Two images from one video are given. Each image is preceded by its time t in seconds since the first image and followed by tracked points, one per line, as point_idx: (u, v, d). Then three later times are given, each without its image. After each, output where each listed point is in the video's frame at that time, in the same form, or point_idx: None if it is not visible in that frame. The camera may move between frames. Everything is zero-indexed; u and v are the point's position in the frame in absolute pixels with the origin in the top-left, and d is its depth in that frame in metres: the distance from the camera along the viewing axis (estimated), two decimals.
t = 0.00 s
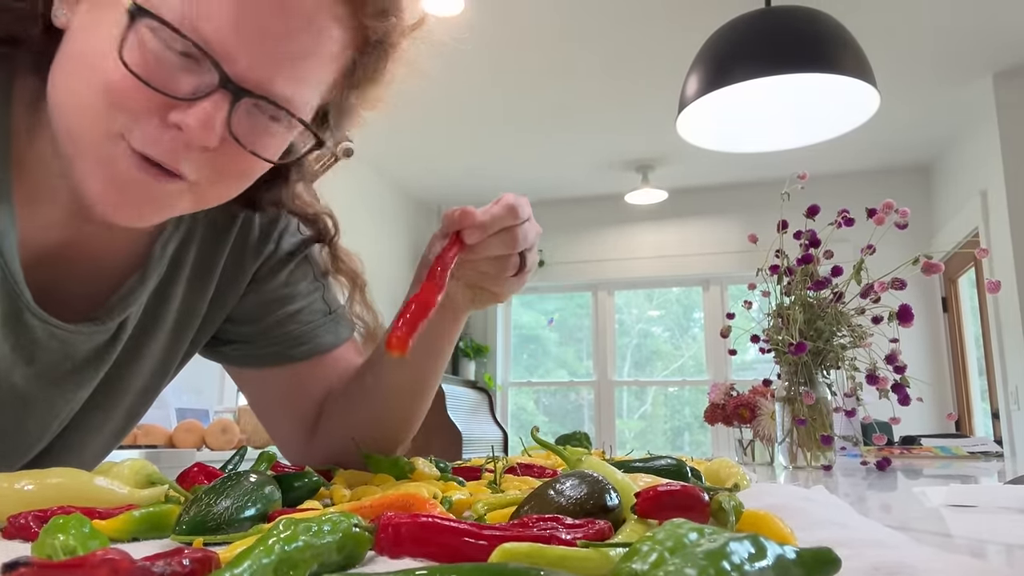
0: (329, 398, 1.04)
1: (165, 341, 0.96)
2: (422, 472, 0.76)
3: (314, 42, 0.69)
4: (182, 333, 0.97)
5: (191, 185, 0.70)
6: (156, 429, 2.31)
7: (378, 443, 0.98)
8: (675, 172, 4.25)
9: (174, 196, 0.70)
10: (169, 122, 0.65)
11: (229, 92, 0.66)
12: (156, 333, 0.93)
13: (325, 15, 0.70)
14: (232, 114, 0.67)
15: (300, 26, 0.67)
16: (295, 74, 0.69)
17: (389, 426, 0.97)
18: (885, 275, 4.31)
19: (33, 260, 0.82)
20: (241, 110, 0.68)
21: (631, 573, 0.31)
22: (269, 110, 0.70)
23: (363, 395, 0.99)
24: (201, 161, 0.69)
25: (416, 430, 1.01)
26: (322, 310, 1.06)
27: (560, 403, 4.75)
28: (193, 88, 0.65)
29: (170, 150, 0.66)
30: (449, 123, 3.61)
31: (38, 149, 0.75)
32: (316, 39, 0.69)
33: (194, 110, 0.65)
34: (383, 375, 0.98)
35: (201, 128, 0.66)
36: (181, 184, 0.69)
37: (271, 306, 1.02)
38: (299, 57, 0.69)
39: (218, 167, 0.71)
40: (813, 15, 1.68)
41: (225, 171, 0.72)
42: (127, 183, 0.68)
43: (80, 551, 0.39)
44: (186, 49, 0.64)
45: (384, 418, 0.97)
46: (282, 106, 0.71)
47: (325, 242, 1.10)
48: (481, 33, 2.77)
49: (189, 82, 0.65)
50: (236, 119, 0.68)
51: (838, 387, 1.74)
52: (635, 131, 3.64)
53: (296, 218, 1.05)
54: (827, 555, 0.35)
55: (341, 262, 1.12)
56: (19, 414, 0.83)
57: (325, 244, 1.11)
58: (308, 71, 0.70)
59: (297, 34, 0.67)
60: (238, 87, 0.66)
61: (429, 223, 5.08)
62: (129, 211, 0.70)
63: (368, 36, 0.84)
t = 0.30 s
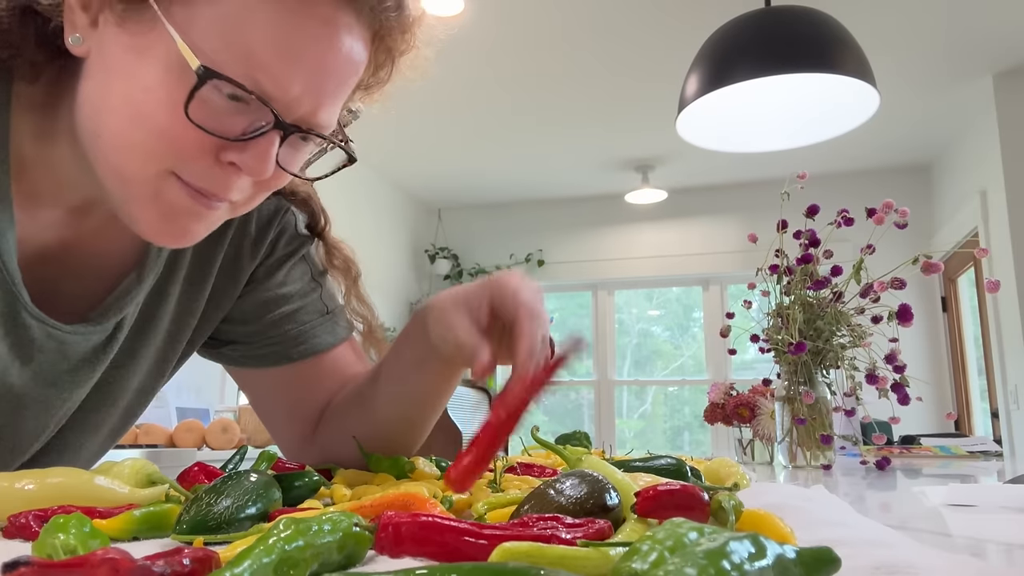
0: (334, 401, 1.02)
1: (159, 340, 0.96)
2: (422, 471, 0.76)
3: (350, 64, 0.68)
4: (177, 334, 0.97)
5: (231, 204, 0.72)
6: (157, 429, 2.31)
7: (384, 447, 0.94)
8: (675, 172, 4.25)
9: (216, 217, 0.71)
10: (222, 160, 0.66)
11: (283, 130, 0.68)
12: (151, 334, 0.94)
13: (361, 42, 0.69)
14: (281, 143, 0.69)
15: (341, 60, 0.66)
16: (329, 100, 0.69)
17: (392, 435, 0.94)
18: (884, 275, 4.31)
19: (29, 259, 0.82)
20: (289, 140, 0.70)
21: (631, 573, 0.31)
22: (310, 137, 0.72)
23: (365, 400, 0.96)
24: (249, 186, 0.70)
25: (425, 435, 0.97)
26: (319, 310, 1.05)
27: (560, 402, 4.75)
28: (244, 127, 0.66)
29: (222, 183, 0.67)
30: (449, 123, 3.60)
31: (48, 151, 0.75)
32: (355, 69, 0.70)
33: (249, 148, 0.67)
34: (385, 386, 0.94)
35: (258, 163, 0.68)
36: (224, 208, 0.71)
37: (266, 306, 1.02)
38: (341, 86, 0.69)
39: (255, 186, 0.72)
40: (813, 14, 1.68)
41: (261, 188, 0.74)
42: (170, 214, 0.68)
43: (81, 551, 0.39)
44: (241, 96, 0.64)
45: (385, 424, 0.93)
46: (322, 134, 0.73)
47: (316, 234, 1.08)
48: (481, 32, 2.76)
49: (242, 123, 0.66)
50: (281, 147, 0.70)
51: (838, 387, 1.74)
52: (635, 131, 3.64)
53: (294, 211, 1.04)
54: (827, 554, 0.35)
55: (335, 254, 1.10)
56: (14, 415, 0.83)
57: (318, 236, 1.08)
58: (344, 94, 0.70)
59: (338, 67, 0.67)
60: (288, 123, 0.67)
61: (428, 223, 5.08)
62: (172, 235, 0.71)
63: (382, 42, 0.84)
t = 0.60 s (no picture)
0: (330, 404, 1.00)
1: (156, 339, 0.96)
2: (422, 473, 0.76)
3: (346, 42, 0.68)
4: (173, 335, 0.98)
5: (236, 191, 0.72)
6: (157, 429, 2.31)
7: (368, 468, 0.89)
8: (675, 173, 4.25)
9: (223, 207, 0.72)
10: (228, 149, 0.66)
11: (284, 114, 0.68)
12: (148, 334, 0.94)
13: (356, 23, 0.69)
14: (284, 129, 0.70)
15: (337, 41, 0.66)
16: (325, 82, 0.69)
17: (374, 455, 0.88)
18: (884, 275, 4.31)
19: (26, 259, 0.82)
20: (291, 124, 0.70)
21: (631, 573, 0.31)
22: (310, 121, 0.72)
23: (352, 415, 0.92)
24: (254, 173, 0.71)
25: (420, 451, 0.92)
26: (316, 312, 1.04)
27: (560, 403, 4.75)
28: (247, 114, 0.66)
29: (228, 173, 0.68)
30: (449, 123, 3.60)
31: (46, 146, 0.75)
32: (352, 52, 0.70)
33: (252, 135, 0.67)
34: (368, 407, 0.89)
35: (261, 147, 0.68)
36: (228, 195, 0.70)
37: (264, 308, 1.02)
38: (339, 67, 0.69)
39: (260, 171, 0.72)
40: (813, 15, 1.68)
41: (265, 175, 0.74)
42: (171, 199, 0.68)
43: (80, 551, 0.40)
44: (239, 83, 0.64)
45: (371, 445, 0.88)
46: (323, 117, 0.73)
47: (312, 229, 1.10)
48: (481, 33, 2.77)
49: (244, 110, 0.66)
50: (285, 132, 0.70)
51: (837, 387, 1.74)
52: (635, 131, 3.64)
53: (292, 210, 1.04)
54: (827, 555, 0.36)
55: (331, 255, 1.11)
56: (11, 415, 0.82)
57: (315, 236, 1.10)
58: (338, 76, 0.70)
59: (332, 49, 0.67)
60: (290, 107, 0.68)
61: (428, 223, 5.08)
62: (181, 229, 0.71)
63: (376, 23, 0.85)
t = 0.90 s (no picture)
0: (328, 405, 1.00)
1: (153, 339, 0.96)
2: (422, 472, 0.76)
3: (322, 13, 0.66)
4: (170, 336, 0.97)
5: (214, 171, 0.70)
6: (156, 429, 2.31)
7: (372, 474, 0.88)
8: (675, 173, 4.25)
9: (201, 187, 0.70)
10: (199, 122, 0.64)
11: (256, 87, 0.66)
12: (145, 333, 0.94)
13: None
14: (258, 103, 0.68)
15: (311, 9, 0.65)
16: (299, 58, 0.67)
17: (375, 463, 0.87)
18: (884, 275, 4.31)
19: (23, 258, 0.82)
20: (265, 99, 0.68)
21: (631, 573, 0.31)
22: (287, 97, 0.70)
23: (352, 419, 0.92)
24: (230, 150, 0.69)
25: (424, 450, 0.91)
26: (312, 312, 1.03)
27: (560, 403, 4.75)
28: (218, 87, 0.64)
29: (202, 147, 0.65)
30: (449, 124, 3.60)
31: (36, 140, 0.75)
32: (330, 28, 0.68)
33: (224, 108, 0.65)
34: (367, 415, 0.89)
35: (234, 122, 0.66)
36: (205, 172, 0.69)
37: (260, 308, 1.02)
38: (317, 42, 0.68)
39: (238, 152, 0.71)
40: (812, 15, 1.68)
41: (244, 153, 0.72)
42: (150, 181, 0.66)
43: (81, 551, 0.40)
44: (209, 51, 0.62)
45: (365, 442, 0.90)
46: (301, 92, 0.71)
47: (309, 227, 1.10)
48: (481, 33, 2.76)
49: (214, 81, 0.64)
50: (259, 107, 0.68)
51: (837, 387, 1.74)
52: (635, 131, 3.64)
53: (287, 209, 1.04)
54: (827, 555, 0.36)
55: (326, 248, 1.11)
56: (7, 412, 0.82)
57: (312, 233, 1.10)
58: (315, 52, 0.69)
59: (306, 20, 0.65)
60: (263, 79, 0.66)
61: (428, 223, 5.08)
62: (156, 209, 0.69)
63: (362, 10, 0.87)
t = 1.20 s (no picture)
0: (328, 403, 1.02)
1: (153, 344, 0.96)
2: (422, 472, 0.76)
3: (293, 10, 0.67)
4: (170, 339, 0.97)
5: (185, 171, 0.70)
6: (156, 429, 2.30)
7: (373, 439, 0.95)
8: (674, 173, 4.26)
9: (171, 187, 0.70)
10: (158, 110, 0.64)
11: (216, 78, 0.66)
12: (146, 337, 0.93)
13: None
14: (220, 99, 0.67)
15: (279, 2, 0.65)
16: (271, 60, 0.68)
17: (378, 423, 0.94)
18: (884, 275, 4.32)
19: (22, 261, 0.82)
20: (229, 96, 0.68)
21: (632, 573, 0.31)
22: (258, 96, 0.70)
23: (352, 400, 0.96)
24: (194, 147, 0.68)
25: (410, 429, 0.98)
26: (311, 313, 1.04)
27: (560, 403, 4.75)
28: (179, 76, 0.65)
29: (161, 137, 0.66)
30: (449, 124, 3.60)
31: (30, 141, 0.75)
32: (304, 25, 0.69)
33: (182, 96, 0.65)
34: (368, 389, 0.95)
35: (192, 112, 0.65)
36: (174, 171, 0.69)
37: (259, 310, 1.02)
38: (290, 41, 0.68)
39: (209, 155, 0.70)
40: (812, 14, 1.68)
41: (219, 157, 0.71)
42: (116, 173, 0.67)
43: (81, 551, 0.40)
44: (168, 36, 0.64)
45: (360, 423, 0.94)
46: (273, 92, 0.70)
47: (312, 239, 1.11)
48: (481, 33, 2.76)
49: (176, 70, 0.65)
50: (224, 104, 0.68)
51: (837, 388, 1.74)
52: (634, 132, 3.64)
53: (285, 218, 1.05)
54: (827, 555, 0.36)
55: (329, 258, 1.12)
56: (7, 415, 0.83)
57: (313, 243, 1.11)
58: (287, 51, 0.68)
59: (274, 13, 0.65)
60: (226, 72, 0.66)
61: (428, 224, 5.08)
62: (122, 202, 0.69)
63: (355, 25, 0.86)
